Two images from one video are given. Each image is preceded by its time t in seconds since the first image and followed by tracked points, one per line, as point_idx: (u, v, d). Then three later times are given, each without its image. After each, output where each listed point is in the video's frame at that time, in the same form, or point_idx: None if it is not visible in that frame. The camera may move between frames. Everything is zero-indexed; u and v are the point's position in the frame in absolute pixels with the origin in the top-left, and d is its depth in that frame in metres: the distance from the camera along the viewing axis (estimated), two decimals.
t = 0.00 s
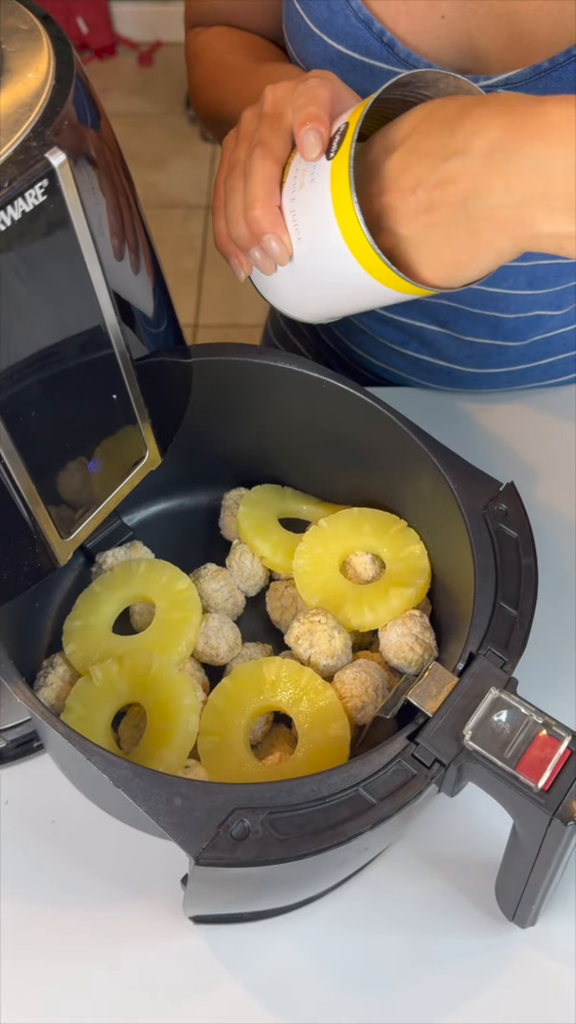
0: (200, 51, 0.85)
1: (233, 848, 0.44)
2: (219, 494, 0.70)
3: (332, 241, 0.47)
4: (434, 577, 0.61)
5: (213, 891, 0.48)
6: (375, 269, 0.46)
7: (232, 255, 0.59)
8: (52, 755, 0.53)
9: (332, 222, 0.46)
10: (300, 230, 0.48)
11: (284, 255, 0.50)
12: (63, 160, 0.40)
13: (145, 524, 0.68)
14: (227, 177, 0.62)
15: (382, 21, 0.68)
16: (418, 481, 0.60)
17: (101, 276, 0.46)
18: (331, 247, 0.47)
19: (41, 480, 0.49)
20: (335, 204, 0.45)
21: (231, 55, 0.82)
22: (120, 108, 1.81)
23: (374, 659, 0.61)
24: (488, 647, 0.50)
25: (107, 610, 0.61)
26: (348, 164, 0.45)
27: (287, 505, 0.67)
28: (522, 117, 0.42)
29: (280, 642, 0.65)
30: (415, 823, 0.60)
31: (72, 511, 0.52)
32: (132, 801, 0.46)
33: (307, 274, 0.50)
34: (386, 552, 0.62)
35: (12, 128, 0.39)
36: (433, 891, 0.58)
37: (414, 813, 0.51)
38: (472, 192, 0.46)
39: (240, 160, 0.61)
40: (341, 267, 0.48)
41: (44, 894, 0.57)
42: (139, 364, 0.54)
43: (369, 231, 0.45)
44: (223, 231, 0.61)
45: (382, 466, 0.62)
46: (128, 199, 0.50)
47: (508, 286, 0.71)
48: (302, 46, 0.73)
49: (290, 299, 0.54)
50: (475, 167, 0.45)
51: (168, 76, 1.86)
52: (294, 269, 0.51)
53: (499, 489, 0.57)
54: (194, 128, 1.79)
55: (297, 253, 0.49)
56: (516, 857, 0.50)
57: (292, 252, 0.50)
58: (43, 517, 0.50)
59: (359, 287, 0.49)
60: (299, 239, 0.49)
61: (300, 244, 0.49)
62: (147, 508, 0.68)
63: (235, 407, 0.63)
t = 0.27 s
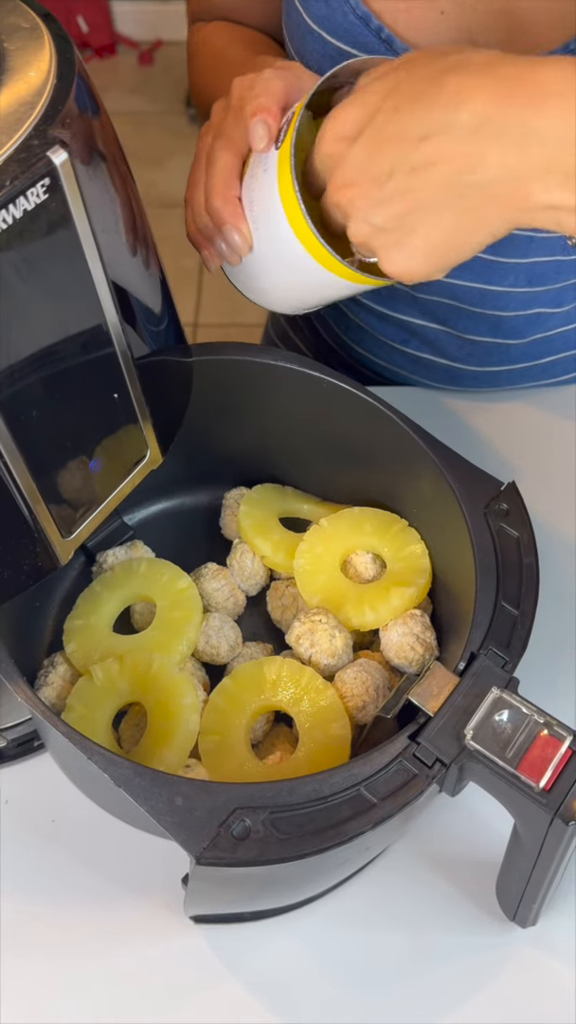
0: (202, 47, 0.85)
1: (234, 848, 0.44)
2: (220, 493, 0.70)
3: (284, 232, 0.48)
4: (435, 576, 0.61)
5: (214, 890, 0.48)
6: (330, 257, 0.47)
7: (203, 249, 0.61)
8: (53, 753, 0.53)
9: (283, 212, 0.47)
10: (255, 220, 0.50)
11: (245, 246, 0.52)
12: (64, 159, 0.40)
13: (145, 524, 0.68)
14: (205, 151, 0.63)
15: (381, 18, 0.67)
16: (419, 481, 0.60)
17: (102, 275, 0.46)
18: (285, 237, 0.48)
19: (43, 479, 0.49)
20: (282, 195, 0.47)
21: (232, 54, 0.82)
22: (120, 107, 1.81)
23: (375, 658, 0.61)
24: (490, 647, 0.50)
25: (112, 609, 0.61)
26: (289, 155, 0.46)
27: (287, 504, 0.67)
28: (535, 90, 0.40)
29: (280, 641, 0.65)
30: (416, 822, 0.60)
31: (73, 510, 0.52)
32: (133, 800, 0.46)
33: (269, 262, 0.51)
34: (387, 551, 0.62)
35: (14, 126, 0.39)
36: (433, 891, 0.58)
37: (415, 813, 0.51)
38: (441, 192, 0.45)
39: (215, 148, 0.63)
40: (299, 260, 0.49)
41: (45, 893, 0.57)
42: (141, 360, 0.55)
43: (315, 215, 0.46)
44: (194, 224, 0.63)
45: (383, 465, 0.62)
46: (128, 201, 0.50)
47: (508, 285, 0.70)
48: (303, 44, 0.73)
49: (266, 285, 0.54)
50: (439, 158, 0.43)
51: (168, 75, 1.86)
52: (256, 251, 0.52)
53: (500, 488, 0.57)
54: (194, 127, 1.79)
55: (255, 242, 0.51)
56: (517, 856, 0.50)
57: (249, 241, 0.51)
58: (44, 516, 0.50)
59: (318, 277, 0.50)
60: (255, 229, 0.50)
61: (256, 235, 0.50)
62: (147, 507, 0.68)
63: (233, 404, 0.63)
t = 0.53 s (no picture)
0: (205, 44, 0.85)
1: (235, 847, 0.44)
2: (221, 493, 0.70)
3: (253, 219, 0.49)
4: (436, 575, 0.61)
5: (215, 889, 0.48)
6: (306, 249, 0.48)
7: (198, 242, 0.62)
8: (53, 752, 0.53)
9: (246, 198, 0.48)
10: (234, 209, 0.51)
11: (232, 245, 0.53)
12: (67, 158, 0.40)
13: (146, 523, 0.68)
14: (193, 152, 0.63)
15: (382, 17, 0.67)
16: (419, 481, 0.60)
17: (103, 275, 0.46)
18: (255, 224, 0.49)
19: (45, 479, 0.49)
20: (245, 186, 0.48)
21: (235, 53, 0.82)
22: (120, 106, 1.81)
23: (375, 658, 0.61)
24: (490, 646, 0.50)
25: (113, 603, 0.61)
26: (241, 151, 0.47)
27: (288, 503, 0.67)
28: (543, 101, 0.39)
29: (281, 641, 0.65)
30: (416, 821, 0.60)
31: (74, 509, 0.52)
32: (134, 799, 0.46)
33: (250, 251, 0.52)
34: (387, 551, 0.62)
35: (16, 125, 0.39)
36: (433, 890, 0.58)
37: (415, 812, 0.51)
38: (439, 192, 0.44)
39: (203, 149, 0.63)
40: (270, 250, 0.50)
41: (45, 892, 0.57)
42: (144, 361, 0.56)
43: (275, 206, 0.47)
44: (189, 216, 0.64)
45: (384, 465, 0.62)
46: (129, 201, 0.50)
47: (507, 284, 0.70)
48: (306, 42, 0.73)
49: (253, 273, 0.54)
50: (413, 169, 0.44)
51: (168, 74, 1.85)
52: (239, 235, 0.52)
53: (501, 488, 0.57)
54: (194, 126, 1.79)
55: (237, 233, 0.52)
56: (517, 856, 0.50)
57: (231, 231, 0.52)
58: (46, 515, 0.50)
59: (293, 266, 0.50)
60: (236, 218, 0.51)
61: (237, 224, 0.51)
62: (148, 506, 0.68)
63: (234, 404, 0.63)
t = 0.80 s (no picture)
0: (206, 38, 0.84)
1: (235, 843, 0.44)
2: (221, 489, 0.70)
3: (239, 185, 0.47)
4: (436, 571, 0.61)
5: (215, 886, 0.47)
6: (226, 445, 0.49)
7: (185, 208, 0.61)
8: (53, 748, 0.53)
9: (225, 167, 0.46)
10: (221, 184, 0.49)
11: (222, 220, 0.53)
12: (68, 149, 0.40)
13: (145, 520, 0.68)
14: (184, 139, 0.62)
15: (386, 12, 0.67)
16: (420, 477, 0.59)
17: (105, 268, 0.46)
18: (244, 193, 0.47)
19: (44, 473, 0.49)
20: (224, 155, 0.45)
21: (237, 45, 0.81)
22: (120, 103, 1.80)
23: (375, 655, 0.61)
24: (491, 642, 0.50)
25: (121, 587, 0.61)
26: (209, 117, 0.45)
27: (287, 500, 0.66)
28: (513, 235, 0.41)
29: (282, 638, 0.64)
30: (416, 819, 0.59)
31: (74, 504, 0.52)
32: (133, 795, 0.46)
33: (241, 220, 0.50)
34: (388, 548, 0.62)
35: (16, 115, 0.39)
36: (433, 890, 0.58)
37: (416, 809, 0.51)
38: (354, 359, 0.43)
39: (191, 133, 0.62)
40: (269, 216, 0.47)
41: (44, 890, 0.57)
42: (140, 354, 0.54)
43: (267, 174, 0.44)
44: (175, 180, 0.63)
45: (387, 462, 0.62)
46: (130, 195, 0.49)
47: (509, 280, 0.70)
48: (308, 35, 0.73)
49: (246, 245, 0.52)
50: (321, 351, 0.43)
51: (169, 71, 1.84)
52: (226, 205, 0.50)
53: (503, 483, 0.56)
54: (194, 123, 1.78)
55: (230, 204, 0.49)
56: (518, 854, 0.50)
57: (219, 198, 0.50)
58: (45, 509, 0.50)
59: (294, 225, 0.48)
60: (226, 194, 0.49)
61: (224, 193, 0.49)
62: (147, 503, 0.68)
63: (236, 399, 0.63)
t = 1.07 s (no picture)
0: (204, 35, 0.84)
1: (231, 842, 0.44)
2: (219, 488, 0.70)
3: (249, 186, 0.46)
4: (434, 570, 0.61)
5: (212, 884, 0.47)
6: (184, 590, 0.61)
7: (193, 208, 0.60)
8: (50, 746, 0.52)
9: (238, 174, 0.46)
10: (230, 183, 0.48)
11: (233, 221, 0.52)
12: (66, 145, 0.40)
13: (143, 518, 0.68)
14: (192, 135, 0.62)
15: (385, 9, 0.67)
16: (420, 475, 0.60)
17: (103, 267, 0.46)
18: (260, 200, 0.46)
19: (42, 470, 0.48)
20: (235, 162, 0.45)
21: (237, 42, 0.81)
22: (119, 100, 1.79)
23: (374, 653, 0.61)
24: (489, 641, 0.49)
25: (146, 550, 0.61)
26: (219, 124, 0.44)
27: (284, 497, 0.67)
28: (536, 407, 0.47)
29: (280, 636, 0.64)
30: (414, 818, 0.59)
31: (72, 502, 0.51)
32: (130, 794, 0.45)
33: (258, 226, 0.49)
34: (387, 546, 0.62)
35: (14, 111, 0.39)
36: (431, 889, 0.58)
37: (414, 809, 0.51)
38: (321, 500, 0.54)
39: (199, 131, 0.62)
40: (288, 219, 0.47)
41: (41, 889, 0.57)
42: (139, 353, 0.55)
43: (282, 179, 0.44)
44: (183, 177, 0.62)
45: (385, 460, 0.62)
46: (124, 191, 0.49)
47: (502, 279, 0.70)
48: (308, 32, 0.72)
49: (262, 250, 0.52)
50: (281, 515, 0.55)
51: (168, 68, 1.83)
52: (241, 212, 0.50)
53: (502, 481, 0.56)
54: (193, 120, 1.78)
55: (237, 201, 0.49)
56: (516, 853, 0.50)
57: (235, 207, 0.50)
58: (43, 507, 0.49)
59: (306, 227, 0.47)
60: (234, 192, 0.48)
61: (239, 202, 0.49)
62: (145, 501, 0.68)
63: (234, 395, 0.63)
